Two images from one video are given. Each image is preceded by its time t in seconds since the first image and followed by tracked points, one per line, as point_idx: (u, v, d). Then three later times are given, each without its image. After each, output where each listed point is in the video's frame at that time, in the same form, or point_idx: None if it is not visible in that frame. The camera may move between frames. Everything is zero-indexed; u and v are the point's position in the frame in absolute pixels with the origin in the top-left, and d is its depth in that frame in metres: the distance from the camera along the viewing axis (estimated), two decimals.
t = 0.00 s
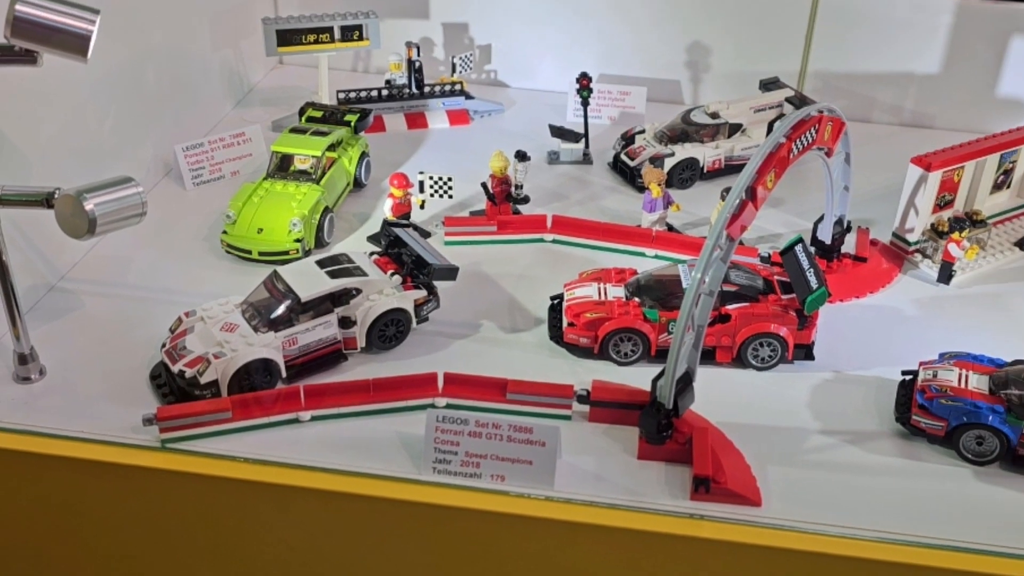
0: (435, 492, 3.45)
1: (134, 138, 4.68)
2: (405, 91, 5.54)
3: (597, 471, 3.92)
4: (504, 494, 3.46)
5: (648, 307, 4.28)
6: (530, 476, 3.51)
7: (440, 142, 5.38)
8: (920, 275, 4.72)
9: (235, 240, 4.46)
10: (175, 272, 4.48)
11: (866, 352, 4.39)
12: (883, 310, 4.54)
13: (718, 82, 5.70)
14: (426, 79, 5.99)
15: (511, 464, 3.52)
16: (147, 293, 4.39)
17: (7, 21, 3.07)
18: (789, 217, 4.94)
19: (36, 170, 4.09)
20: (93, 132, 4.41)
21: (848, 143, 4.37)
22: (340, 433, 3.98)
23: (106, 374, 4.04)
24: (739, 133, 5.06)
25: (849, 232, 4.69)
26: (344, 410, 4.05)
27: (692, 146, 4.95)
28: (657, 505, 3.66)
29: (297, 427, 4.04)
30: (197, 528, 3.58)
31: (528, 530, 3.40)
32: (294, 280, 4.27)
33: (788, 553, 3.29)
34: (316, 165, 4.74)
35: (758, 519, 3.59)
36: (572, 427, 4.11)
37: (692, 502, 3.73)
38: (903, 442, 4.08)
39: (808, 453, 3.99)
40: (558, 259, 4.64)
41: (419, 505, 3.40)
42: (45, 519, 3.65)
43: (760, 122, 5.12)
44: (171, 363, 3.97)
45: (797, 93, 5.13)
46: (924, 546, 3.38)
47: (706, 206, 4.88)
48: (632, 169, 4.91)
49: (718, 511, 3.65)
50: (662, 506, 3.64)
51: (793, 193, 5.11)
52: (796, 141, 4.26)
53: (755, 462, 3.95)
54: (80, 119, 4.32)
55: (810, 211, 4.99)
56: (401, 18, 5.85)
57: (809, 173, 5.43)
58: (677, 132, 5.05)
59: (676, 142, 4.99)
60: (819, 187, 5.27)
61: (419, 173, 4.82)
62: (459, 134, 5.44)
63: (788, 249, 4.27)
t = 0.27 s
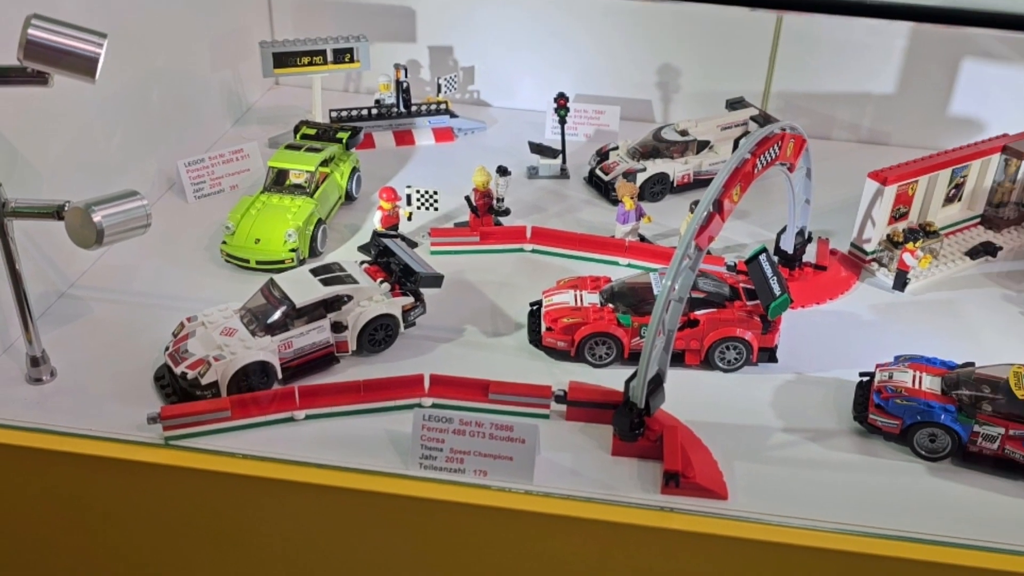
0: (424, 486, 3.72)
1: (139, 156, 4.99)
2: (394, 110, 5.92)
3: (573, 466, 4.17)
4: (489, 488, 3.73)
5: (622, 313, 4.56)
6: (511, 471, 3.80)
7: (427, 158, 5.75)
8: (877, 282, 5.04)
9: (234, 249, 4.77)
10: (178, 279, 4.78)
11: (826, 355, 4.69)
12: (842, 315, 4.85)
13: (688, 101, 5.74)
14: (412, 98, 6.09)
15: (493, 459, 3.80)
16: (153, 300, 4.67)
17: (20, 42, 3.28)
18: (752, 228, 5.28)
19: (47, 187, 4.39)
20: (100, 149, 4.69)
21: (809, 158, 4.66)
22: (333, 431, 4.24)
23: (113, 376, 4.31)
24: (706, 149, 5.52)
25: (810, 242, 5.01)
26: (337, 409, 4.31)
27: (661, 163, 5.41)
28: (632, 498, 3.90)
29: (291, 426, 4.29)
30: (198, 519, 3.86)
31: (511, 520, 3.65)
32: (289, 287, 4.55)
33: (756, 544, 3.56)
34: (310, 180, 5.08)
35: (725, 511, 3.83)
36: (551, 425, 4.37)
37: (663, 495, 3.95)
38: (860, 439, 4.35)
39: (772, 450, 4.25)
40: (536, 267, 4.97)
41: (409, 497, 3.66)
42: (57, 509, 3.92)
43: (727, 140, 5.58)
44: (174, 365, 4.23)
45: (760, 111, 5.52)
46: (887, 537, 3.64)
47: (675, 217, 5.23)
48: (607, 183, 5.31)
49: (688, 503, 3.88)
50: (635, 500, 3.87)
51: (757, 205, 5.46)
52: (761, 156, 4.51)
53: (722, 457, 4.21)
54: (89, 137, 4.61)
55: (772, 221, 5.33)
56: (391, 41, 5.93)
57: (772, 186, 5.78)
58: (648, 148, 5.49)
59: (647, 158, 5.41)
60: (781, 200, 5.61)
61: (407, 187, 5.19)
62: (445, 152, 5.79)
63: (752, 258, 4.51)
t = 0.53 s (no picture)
0: (411, 479, 4.03)
1: (145, 171, 5.34)
2: (382, 129, 6.31)
3: (548, 461, 4.45)
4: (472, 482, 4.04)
5: (595, 319, 4.88)
6: (494, 466, 4.09)
7: (413, 173, 6.15)
8: (833, 290, 5.43)
9: (233, 259, 5.12)
10: (182, 287, 5.12)
11: (787, 358, 5.02)
12: (800, 320, 5.21)
13: (659, 121, 6.31)
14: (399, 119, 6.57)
15: (476, 456, 4.09)
16: (158, 306, 5.00)
17: (33, 67, 3.55)
18: (717, 239, 5.66)
19: (61, 202, 4.72)
20: (109, 165, 5.03)
21: (770, 174, 4.99)
22: (325, 429, 4.53)
23: (120, 377, 4.62)
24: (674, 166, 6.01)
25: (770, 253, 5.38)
26: (329, 409, 4.60)
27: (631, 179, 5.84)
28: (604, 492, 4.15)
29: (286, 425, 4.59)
30: (199, 510, 4.18)
31: (491, 511, 3.95)
32: (284, 294, 4.87)
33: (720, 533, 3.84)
34: (303, 195, 5.43)
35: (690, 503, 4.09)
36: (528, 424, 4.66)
37: (634, 489, 4.20)
38: (819, 437, 4.63)
39: (735, 447, 4.53)
40: (515, 276, 5.34)
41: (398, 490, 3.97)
42: (68, 502, 4.24)
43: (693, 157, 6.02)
44: (177, 367, 4.54)
45: (725, 130, 5.96)
46: (843, 528, 3.91)
47: (644, 229, 5.61)
48: (581, 197, 5.72)
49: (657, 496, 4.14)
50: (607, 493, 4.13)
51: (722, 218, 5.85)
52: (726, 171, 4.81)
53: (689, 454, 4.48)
54: (99, 154, 4.95)
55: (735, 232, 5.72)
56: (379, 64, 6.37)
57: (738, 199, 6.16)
58: (620, 164, 5.92)
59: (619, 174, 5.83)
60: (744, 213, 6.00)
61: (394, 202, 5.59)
62: (430, 167, 6.20)
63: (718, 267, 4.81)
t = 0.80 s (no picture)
0: (403, 476, 4.25)
1: (149, 181, 5.58)
2: (376, 141, 6.57)
3: (533, 458, 4.63)
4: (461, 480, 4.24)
5: (580, 322, 5.09)
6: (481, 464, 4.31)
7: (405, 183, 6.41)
8: (807, 295, 5.69)
9: (233, 265, 5.35)
10: (184, 292, 5.34)
11: (764, 360, 5.24)
12: (775, 324, 5.45)
13: (641, 133, 6.62)
14: (393, 132, 6.91)
15: (464, 454, 4.30)
16: (161, 311, 5.22)
17: (40, 81, 3.73)
18: (697, 247, 5.91)
19: (69, 209, 4.95)
20: (114, 175, 5.25)
21: (747, 184, 5.21)
22: (320, 428, 4.72)
23: (125, 378, 4.84)
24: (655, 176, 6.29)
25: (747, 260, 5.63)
26: (324, 409, 4.79)
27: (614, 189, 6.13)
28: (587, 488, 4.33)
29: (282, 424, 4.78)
30: (200, 505, 4.39)
31: (478, 507, 4.15)
32: (282, 299, 5.07)
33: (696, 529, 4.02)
34: (300, 204, 5.69)
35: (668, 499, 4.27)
36: (515, 424, 4.86)
37: (616, 485, 4.36)
38: (793, 436, 4.82)
39: (713, 445, 4.71)
40: (502, 282, 5.59)
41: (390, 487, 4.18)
42: (75, 497, 4.45)
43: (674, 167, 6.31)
44: (179, 369, 4.74)
45: (703, 142, 6.33)
46: (813, 523, 4.10)
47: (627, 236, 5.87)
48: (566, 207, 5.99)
49: (637, 492, 4.31)
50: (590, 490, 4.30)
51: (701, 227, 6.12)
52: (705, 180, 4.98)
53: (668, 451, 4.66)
54: (104, 163, 5.17)
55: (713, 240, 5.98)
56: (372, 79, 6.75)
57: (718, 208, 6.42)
58: (604, 175, 6.20)
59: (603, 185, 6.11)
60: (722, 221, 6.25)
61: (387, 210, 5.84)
62: (421, 176, 6.47)
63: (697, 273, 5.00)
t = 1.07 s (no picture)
0: (404, 480, 4.22)
1: (150, 182, 5.56)
2: (378, 141, 6.58)
3: (535, 461, 4.61)
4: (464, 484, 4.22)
5: (583, 324, 5.07)
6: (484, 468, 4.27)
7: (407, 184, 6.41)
8: (811, 297, 5.68)
9: (235, 266, 5.34)
10: (186, 293, 5.33)
11: (768, 363, 5.22)
12: (779, 326, 5.43)
13: (642, 133, 6.65)
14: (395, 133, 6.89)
15: (467, 457, 4.26)
16: (162, 312, 5.20)
17: (40, 82, 3.69)
18: (699, 248, 5.90)
19: (71, 212, 4.94)
20: (116, 176, 5.24)
21: (751, 185, 5.18)
22: (322, 431, 4.70)
23: (126, 380, 4.82)
24: (658, 177, 6.34)
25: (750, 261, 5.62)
26: (326, 411, 4.77)
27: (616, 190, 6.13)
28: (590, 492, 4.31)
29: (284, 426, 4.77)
30: (201, 506, 4.37)
31: (479, 510, 4.13)
32: (284, 301, 5.05)
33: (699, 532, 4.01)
34: (302, 205, 5.68)
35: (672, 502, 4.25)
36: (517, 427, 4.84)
37: (619, 489, 4.34)
38: (797, 439, 4.80)
39: (717, 448, 4.69)
40: (505, 283, 5.58)
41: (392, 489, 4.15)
42: (75, 499, 4.43)
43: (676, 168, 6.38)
44: (180, 370, 4.71)
45: (708, 144, 6.35)
46: (817, 527, 4.08)
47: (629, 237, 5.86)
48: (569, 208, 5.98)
49: (640, 496, 4.29)
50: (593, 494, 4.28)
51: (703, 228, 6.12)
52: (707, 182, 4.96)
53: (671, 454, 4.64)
54: (107, 164, 5.16)
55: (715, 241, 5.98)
56: (375, 80, 6.70)
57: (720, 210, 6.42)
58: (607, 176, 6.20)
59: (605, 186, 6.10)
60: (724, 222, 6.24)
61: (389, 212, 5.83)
62: (423, 178, 6.47)
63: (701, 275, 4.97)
